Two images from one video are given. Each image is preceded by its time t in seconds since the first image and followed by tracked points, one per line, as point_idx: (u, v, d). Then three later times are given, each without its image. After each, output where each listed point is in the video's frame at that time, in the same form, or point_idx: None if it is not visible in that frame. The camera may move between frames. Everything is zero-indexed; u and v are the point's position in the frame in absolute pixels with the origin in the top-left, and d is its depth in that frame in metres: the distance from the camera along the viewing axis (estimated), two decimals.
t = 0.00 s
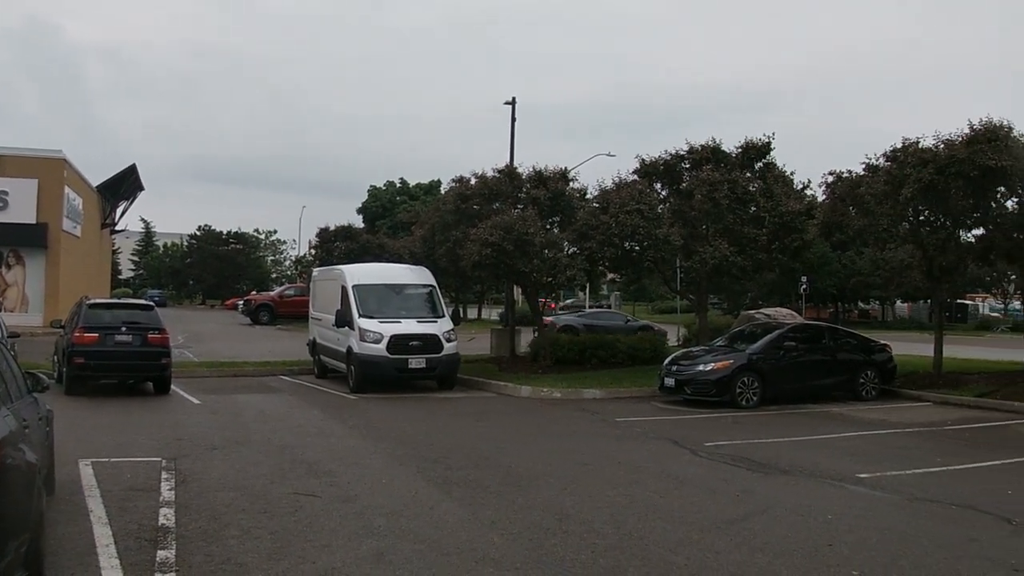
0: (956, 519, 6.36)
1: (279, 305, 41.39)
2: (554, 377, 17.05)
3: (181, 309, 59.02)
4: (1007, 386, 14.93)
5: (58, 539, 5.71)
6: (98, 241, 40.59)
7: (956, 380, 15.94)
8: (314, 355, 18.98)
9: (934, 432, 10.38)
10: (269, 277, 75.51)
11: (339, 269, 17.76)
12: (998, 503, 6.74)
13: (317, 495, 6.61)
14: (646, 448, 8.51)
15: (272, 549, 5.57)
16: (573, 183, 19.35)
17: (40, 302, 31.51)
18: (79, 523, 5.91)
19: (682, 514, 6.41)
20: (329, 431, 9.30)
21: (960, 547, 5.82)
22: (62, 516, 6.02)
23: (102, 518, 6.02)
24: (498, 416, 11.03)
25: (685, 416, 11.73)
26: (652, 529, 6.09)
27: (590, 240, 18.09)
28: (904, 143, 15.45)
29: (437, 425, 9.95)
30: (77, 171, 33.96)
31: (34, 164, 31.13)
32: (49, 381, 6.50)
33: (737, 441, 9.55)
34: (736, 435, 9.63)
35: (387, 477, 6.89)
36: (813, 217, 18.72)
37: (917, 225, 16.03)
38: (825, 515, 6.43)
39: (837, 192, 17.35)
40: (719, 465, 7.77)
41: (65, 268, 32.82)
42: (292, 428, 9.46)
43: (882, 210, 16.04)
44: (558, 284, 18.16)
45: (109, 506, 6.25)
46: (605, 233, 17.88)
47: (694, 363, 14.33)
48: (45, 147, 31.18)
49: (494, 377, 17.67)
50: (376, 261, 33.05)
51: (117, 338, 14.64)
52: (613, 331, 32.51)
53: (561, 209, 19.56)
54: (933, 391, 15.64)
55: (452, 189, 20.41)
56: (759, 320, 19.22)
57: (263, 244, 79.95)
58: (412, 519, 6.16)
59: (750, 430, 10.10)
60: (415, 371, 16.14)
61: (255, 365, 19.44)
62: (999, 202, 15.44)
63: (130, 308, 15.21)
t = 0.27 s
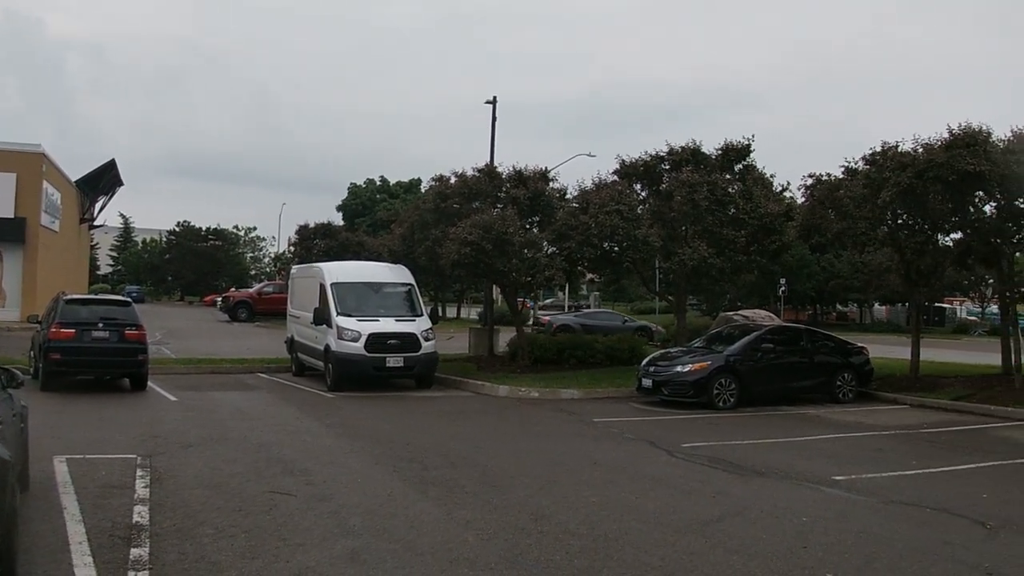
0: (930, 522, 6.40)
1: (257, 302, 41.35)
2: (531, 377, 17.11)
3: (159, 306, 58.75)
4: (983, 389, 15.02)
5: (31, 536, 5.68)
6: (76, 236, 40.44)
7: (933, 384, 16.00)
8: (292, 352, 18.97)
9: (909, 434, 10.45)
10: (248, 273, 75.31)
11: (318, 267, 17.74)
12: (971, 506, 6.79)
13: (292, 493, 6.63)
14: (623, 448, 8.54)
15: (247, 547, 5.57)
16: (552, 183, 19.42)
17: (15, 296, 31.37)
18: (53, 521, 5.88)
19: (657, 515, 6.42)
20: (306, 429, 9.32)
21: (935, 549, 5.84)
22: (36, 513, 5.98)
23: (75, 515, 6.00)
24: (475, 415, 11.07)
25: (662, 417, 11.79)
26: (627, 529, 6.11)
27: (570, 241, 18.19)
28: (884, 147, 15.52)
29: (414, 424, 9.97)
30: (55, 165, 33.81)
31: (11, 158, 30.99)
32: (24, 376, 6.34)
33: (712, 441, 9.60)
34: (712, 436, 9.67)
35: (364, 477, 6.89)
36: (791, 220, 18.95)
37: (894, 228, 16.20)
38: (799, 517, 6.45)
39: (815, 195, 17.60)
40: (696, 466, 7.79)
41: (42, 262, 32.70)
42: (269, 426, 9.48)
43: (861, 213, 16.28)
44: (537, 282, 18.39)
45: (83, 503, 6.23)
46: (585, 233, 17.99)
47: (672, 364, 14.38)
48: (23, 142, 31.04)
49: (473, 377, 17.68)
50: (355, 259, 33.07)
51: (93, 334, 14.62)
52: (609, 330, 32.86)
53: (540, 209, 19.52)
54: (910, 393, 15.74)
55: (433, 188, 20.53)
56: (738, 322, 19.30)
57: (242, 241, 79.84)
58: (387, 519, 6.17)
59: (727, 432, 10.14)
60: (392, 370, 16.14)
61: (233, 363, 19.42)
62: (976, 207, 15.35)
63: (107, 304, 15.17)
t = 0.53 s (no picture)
0: (920, 533, 6.39)
1: (249, 314, 41.37)
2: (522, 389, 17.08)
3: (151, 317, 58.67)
4: (975, 400, 15.02)
5: (17, 550, 5.65)
6: (68, 247, 40.46)
7: (924, 395, 15.99)
8: (283, 364, 18.96)
9: (901, 445, 10.45)
10: (240, 285, 75.30)
11: (308, 279, 17.74)
12: (962, 518, 6.78)
13: (281, 506, 6.62)
14: (614, 461, 8.54)
15: (235, 560, 5.55)
16: (544, 195, 19.46)
17: (6, 308, 31.35)
18: (40, 534, 5.87)
19: (646, 528, 6.40)
20: (297, 441, 9.31)
21: (925, 561, 5.83)
22: (22, 527, 5.95)
23: (63, 529, 5.99)
24: (466, 427, 11.07)
25: (653, 429, 11.79)
26: (616, 542, 6.09)
27: (561, 252, 18.22)
28: (875, 158, 15.59)
29: (405, 436, 9.97)
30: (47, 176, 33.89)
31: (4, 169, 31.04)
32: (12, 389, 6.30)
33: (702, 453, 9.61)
34: (702, 448, 9.67)
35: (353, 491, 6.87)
36: (782, 231, 19.03)
37: (886, 239, 16.23)
38: (789, 529, 6.43)
39: (808, 206, 17.41)
40: (687, 478, 7.79)
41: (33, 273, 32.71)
42: (260, 438, 9.47)
43: (852, 224, 16.22)
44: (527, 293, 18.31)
45: (71, 516, 6.21)
46: (576, 245, 18.07)
47: (663, 376, 14.37)
48: (15, 153, 31.11)
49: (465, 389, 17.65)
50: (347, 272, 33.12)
51: (84, 345, 14.63)
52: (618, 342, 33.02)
53: (532, 221, 19.60)
54: (902, 404, 15.73)
55: (423, 200, 20.30)
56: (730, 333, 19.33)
57: (235, 253, 79.91)
58: (376, 531, 6.16)
59: (718, 443, 10.15)
60: (383, 382, 16.12)
61: (224, 374, 19.41)
62: (967, 218, 15.36)
63: (98, 316, 15.19)
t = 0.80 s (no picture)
0: (917, 544, 6.35)
1: (243, 327, 41.39)
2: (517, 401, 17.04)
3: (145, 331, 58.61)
4: (971, 409, 14.98)
5: (8, 565, 5.62)
6: (62, 260, 40.50)
7: (920, 404, 15.97)
8: (277, 377, 18.93)
9: (898, 455, 10.41)
10: (235, 298, 75.27)
11: (303, 291, 17.75)
12: (959, 527, 6.74)
13: (274, 519, 6.60)
14: (610, 472, 8.50)
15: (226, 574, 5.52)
16: (538, 206, 19.46)
17: None
18: (32, 548, 5.84)
19: (641, 539, 6.37)
20: (292, 454, 9.29)
21: (922, 571, 5.80)
22: (15, 542, 5.92)
23: (55, 543, 5.96)
24: (462, 439, 11.05)
25: (649, 440, 11.75)
26: (610, 554, 6.05)
27: (555, 264, 18.24)
28: (869, 168, 15.50)
29: (401, 449, 9.94)
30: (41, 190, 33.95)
31: None
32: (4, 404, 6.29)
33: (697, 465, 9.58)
34: (699, 459, 9.63)
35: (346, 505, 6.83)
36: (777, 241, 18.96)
37: (881, 249, 16.42)
38: (784, 539, 6.41)
39: (800, 217, 17.42)
40: (683, 490, 7.76)
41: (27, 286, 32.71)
42: (255, 451, 9.45)
43: (846, 233, 16.28)
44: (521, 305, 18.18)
45: (63, 531, 6.19)
46: (571, 255, 18.17)
47: (658, 387, 14.34)
48: (9, 166, 31.17)
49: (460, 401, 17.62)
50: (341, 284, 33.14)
51: (77, 358, 14.63)
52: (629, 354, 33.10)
53: (526, 232, 19.61)
54: (899, 414, 15.70)
55: (418, 212, 20.43)
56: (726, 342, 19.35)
57: (230, 266, 79.95)
58: (369, 545, 6.13)
59: (714, 455, 10.12)
60: (381, 395, 16.09)
61: (217, 388, 19.39)
62: (962, 226, 15.48)
63: (92, 329, 15.20)
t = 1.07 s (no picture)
0: (898, 538, 6.37)
1: (224, 325, 41.38)
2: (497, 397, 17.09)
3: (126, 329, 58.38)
4: (952, 403, 15.05)
5: None
6: (41, 258, 40.33)
7: (901, 399, 16.01)
8: (257, 375, 18.91)
9: (878, 449, 10.44)
10: (216, 296, 75.09)
11: (282, 288, 17.71)
12: (938, 521, 6.76)
13: (254, 517, 6.60)
14: (592, 468, 8.51)
15: (205, 572, 5.52)
16: (519, 202, 19.40)
17: None
18: (12, 548, 5.82)
19: (621, 535, 6.37)
20: (272, 452, 9.28)
21: (902, 565, 5.81)
22: None
23: (33, 543, 5.95)
24: (443, 436, 11.06)
25: (629, 436, 11.78)
26: (590, 551, 6.05)
27: (536, 261, 18.32)
28: (849, 163, 15.57)
29: (382, 445, 9.95)
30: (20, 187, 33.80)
31: None
32: None
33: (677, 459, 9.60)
34: (679, 454, 9.64)
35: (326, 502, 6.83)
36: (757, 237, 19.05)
37: (861, 244, 16.38)
38: (765, 535, 6.41)
39: (781, 212, 17.34)
40: (664, 485, 7.77)
41: (7, 284, 32.57)
42: (236, 449, 9.45)
43: (826, 228, 16.23)
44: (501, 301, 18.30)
45: (42, 530, 6.17)
46: (551, 252, 18.27)
47: (639, 382, 14.39)
48: None
49: (440, 397, 17.66)
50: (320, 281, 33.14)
51: (57, 357, 14.62)
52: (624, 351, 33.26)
53: (506, 228, 19.59)
54: (880, 408, 15.75)
55: (398, 209, 20.43)
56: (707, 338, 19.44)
57: (210, 264, 79.78)
58: (348, 542, 6.13)
59: (694, 450, 10.13)
60: (359, 392, 16.11)
61: (197, 386, 19.36)
62: (942, 222, 15.40)
63: (70, 328, 15.18)
